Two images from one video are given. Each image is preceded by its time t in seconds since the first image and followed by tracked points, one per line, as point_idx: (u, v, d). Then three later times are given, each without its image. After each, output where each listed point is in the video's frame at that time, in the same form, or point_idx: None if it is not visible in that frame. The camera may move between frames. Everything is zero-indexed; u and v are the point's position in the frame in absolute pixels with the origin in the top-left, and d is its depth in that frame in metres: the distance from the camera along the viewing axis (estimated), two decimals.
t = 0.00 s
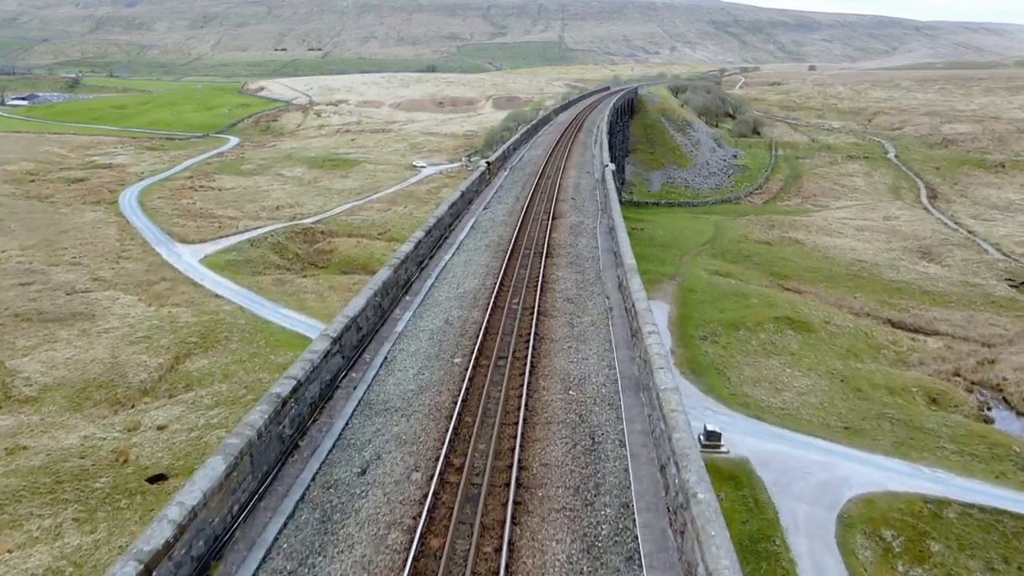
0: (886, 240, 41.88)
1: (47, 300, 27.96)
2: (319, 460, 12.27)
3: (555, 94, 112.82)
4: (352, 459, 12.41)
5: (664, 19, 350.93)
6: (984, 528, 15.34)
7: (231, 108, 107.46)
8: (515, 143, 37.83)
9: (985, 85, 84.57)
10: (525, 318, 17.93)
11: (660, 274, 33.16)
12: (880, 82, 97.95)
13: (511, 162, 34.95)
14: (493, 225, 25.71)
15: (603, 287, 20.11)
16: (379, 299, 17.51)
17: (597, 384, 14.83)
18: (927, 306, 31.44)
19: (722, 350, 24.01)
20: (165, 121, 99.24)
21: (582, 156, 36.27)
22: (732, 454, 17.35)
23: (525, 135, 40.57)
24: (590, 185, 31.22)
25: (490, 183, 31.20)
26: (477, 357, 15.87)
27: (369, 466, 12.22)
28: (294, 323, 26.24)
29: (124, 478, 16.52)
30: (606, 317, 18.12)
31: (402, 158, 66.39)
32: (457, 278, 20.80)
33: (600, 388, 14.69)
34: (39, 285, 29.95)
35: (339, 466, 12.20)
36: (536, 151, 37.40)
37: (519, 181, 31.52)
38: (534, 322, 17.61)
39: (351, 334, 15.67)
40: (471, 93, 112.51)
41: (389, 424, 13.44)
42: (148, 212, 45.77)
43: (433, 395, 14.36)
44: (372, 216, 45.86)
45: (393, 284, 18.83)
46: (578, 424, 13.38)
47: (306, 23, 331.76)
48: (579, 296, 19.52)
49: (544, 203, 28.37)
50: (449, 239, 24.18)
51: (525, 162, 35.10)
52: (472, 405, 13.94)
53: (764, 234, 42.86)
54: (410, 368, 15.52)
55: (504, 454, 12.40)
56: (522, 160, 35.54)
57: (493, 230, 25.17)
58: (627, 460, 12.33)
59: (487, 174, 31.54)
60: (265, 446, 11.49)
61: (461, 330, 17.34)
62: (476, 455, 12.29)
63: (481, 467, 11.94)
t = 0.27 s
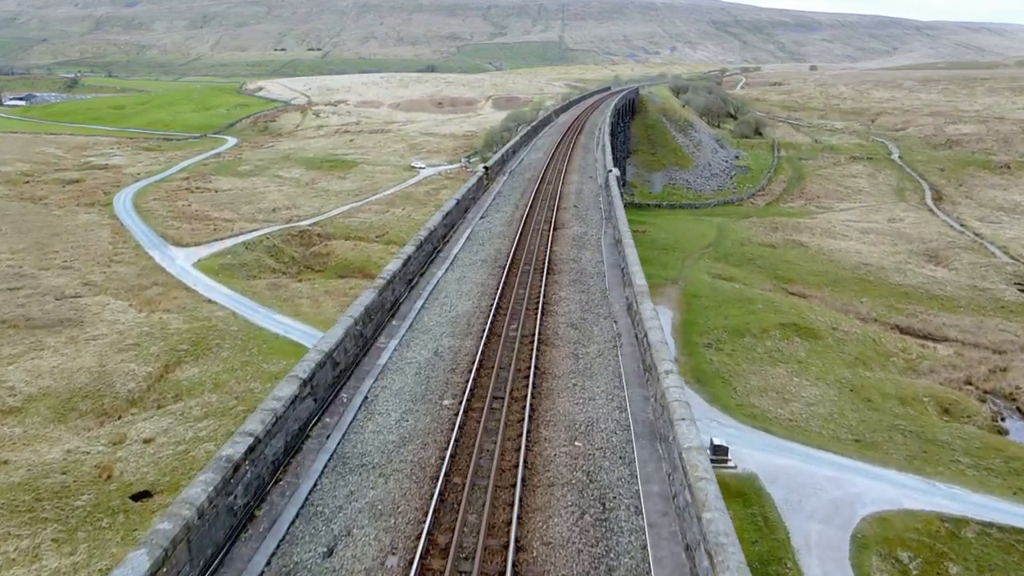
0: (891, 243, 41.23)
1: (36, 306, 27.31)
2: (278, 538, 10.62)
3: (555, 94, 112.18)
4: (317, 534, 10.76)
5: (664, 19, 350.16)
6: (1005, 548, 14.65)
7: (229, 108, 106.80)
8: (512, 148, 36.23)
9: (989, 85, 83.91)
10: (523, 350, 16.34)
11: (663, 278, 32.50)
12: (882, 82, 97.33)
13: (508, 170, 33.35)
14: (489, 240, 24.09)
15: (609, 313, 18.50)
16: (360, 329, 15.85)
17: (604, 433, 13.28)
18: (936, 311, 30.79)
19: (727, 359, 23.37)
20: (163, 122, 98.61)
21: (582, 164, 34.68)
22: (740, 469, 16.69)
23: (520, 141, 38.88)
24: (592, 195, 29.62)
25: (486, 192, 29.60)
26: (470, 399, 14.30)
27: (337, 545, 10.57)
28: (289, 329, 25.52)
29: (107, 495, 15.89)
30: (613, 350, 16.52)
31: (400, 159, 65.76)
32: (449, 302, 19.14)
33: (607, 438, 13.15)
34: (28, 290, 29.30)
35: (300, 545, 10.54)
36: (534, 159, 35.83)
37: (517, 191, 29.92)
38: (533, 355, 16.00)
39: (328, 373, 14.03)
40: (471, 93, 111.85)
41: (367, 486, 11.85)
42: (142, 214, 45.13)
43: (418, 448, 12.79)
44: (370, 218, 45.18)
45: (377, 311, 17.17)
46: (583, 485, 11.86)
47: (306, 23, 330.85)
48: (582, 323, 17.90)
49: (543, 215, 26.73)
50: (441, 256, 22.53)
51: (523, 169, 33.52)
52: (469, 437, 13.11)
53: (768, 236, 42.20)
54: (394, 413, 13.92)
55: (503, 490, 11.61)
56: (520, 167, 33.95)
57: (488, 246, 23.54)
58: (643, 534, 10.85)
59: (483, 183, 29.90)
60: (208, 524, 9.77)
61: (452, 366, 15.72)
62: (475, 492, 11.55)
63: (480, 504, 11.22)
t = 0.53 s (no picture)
0: (897, 246, 40.57)
1: (23, 312, 26.64)
2: None
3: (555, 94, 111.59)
4: None
5: (664, 19, 349.60)
6: None
7: (227, 109, 106.22)
8: (510, 156, 34.39)
9: (992, 86, 83.28)
10: (524, 387, 14.23)
11: (666, 282, 31.81)
12: (885, 82, 96.76)
13: (506, 179, 31.49)
14: (485, 255, 22.03)
15: (621, 342, 16.36)
16: (337, 365, 13.75)
17: (621, 496, 11.12)
18: (945, 317, 30.12)
19: (733, 367, 22.73)
20: (161, 123, 98.05)
21: (585, 174, 32.83)
22: (748, 486, 16.04)
23: (518, 148, 37.05)
24: (596, 207, 27.66)
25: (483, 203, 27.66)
26: (462, 449, 12.17)
27: None
28: (282, 336, 24.83)
29: (88, 515, 15.24)
30: (626, 387, 14.38)
31: (399, 160, 65.14)
32: (439, 329, 17.02)
33: (624, 502, 11.00)
34: (16, 295, 28.63)
35: None
36: (534, 167, 34.00)
37: (516, 202, 28.01)
38: (535, 394, 13.85)
39: (296, 420, 11.95)
40: (470, 93, 111.26)
41: None
42: (136, 217, 44.50)
43: (398, 517, 10.61)
44: (368, 221, 44.52)
45: (358, 341, 15.08)
46: (596, 546, 10.11)
47: (306, 23, 330.13)
48: (590, 354, 15.75)
49: (544, 228, 24.74)
50: (433, 274, 20.46)
51: (521, 179, 31.72)
52: (471, 450, 12.20)
53: (772, 240, 41.55)
54: (371, 469, 11.79)
55: (508, 506, 10.77)
56: (519, 176, 32.14)
57: (484, 263, 21.47)
58: None
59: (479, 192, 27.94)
60: None
61: (442, 407, 13.60)
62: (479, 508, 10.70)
63: (483, 525, 10.34)
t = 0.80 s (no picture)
0: (904, 249, 39.90)
1: (10, 318, 26.02)
2: None
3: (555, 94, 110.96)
4: None
5: (664, 19, 348.96)
6: None
7: (225, 109, 105.58)
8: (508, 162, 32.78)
9: (996, 86, 82.61)
10: (524, 435, 12.72)
11: (669, 287, 31.16)
12: (887, 82, 96.04)
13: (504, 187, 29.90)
14: (481, 274, 20.45)
15: (633, 379, 14.79)
16: (306, 414, 12.24)
17: None
18: (954, 323, 29.48)
19: (739, 376, 22.07)
20: (158, 123, 97.40)
21: (588, 182, 31.23)
22: (759, 503, 15.40)
23: (515, 153, 35.41)
24: (602, 218, 26.05)
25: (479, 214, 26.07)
26: (450, 521, 10.61)
27: None
28: (275, 344, 24.15)
29: (68, 535, 14.60)
30: (642, 436, 12.83)
31: (398, 161, 64.51)
32: (428, 364, 15.44)
33: None
34: (4, 300, 28.01)
35: None
36: (534, 174, 32.41)
37: (514, 213, 26.41)
38: (537, 448, 12.28)
39: (252, 490, 10.40)
40: (470, 93, 110.66)
41: None
42: (131, 219, 43.87)
43: None
44: (365, 223, 43.85)
45: (334, 382, 13.54)
46: None
47: (305, 22, 329.43)
48: (599, 395, 14.20)
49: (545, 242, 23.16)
50: (422, 297, 18.90)
51: (521, 187, 30.14)
52: (466, 503, 11.06)
53: (776, 242, 40.87)
54: (341, 550, 10.26)
55: (513, 553, 10.02)
56: (518, 184, 30.57)
57: (479, 283, 19.88)
58: None
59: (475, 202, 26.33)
60: None
61: (428, 465, 12.04)
62: (480, 550, 10.05)
63: (483, 569, 9.69)
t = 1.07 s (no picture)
0: (910, 252, 39.22)
1: None
2: None
3: (555, 95, 110.31)
4: None
5: (664, 19, 348.19)
6: None
7: (223, 109, 104.90)
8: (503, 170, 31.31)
9: (1000, 86, 81.96)
10: (526, 504, 11.12)
11: (672, 292, 30.50)
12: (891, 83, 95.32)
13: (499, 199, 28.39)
14: (475, 301, 18.92)
15: (650, 428, 13.32)
16: (267, 482, 10.63)
17: None
18: (964, 329, 28.83)
19: (746, 386, 21.39)
20: (155, 123, 96.72)
21: (590, 194, 29.76)
22: (771, 523, 14.73)
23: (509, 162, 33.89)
24: (608, 234, 24.57)
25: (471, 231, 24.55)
26: None
27: None
28: (268, 352, 23.47)
29: (47, 557, 13.96)
30: (663, 504, 11.33)
31: (396, 162, 63.85)
32: (415, 410, 13.94)
33: None
34: None
35: None
36: (532, 185, 30.92)
37: (511, 229, 24.89)
38: (540, 522, 10.62)
39: None
40: (470, 94, 110.04)
41: None
42: (124, 221, 43.22)
43: None
44: (363, 225, 43.17)
45: (305, 436, 12.00)
46: None
47: (305, 22, 328.59)
48: (611, 449, 12.68)
49: (546, 264, 21.65)
50: (408, 329, 17.39)
51: (518, 199, 28.68)
52: None
53: (780, 245, 40.21)
54: None
55: None
56: (515, 195, 29.12)
57: (472, 312, 18.35)
58: None
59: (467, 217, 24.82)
60: None
61: (410, 546, 10.39)
62: None
63: None
